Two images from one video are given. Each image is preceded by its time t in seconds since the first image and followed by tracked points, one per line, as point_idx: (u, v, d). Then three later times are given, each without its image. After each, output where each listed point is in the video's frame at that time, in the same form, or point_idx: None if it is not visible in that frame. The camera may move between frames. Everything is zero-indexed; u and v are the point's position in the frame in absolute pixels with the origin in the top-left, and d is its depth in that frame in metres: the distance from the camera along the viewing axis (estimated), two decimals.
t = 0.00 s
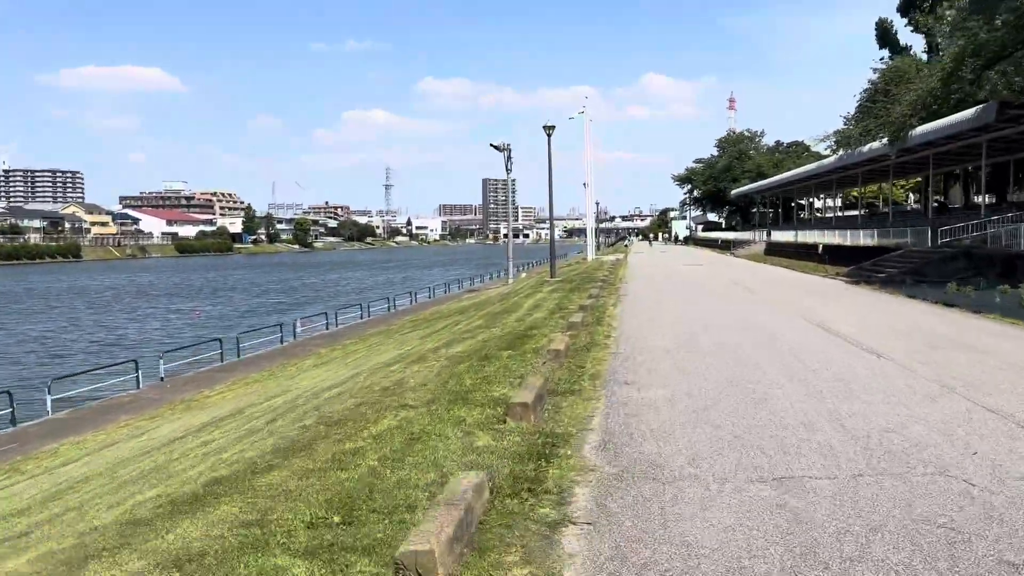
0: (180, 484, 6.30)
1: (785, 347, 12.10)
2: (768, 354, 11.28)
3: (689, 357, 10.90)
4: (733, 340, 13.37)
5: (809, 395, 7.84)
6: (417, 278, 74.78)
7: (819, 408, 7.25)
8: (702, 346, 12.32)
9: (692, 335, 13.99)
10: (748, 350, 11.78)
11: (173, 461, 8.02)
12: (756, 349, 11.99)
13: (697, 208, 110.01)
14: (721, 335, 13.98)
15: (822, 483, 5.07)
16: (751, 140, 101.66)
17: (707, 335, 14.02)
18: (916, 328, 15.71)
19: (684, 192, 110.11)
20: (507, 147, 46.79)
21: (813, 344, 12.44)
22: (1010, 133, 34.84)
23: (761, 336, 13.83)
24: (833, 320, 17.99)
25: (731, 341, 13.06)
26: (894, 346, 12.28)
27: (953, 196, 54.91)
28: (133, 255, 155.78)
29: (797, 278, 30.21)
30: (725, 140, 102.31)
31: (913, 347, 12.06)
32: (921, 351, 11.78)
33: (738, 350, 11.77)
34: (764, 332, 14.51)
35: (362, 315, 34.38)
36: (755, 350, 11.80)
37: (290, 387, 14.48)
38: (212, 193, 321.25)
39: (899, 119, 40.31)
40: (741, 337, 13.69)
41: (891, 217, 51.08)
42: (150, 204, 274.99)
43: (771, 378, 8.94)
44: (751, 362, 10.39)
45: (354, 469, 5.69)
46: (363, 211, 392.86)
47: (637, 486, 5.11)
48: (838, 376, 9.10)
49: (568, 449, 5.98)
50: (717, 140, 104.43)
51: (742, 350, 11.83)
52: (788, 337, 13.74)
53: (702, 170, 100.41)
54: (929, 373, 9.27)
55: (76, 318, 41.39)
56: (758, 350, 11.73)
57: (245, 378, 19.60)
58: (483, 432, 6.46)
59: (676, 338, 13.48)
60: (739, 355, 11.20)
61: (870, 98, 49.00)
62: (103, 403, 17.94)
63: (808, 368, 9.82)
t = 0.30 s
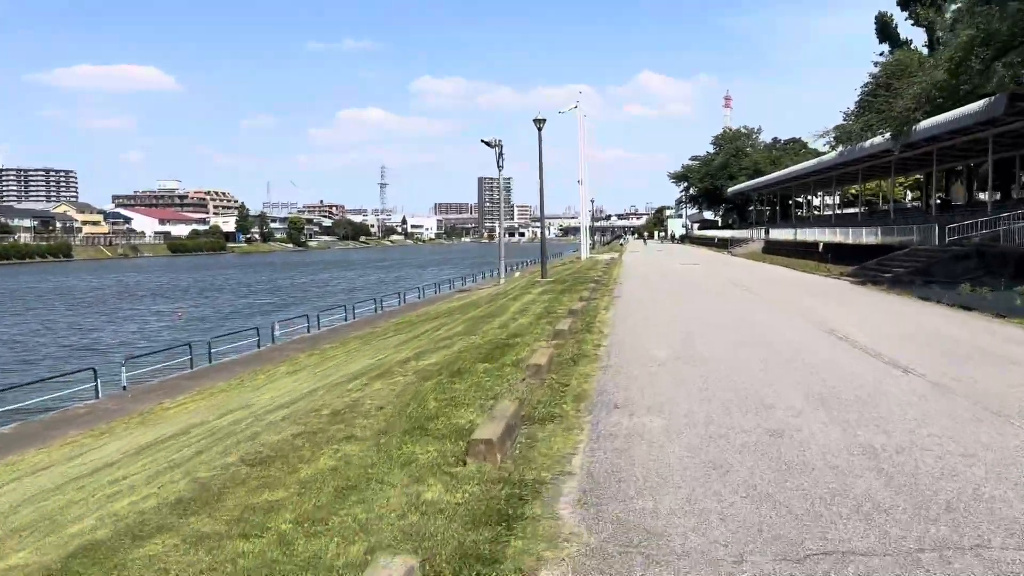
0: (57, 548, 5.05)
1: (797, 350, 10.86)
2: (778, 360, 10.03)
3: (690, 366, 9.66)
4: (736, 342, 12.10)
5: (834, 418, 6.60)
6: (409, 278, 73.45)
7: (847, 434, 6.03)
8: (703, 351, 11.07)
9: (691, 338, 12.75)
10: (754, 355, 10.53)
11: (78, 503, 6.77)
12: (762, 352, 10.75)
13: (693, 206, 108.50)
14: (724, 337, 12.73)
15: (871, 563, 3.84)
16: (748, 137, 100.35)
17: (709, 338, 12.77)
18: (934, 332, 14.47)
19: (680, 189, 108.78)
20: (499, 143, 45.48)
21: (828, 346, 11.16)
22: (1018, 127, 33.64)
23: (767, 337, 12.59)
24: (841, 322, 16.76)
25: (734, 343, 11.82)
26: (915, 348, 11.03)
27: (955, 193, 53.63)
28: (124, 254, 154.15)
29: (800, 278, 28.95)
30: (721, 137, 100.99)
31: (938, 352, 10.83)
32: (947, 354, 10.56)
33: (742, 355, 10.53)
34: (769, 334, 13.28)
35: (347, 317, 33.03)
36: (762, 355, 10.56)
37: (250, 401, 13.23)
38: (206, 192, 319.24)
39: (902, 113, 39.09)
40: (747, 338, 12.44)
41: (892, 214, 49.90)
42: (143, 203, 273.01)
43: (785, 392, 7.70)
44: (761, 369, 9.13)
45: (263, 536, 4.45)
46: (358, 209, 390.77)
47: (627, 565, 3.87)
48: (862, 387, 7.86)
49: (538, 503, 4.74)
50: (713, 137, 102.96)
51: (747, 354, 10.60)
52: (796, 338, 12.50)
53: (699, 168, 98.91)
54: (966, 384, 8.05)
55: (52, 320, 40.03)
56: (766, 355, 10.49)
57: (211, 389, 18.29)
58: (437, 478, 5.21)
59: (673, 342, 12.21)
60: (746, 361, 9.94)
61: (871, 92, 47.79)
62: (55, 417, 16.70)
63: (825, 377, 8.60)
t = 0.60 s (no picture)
0: None
1: (807, 359, 9.59)
2: (787, 371, 8.75)
3: (688, 380, 8.38)
4: (738, 346, 10.82)
5: (866, 461, 5.30)
6: (400, 275, 72.03)
7: (886, 489, 4.74)
8: (701, 359, 9.80)
9: (689, 341, 11.46)
10: (760, 365, 9.26)
11: None
12: (768, 361, 9.47)
13: (690, 202, 107.07)
14: (724, 342, 11.44)
15: None
16: (745, 132, 98.96)
17: (708, 342, 11.49)
18: (955, 338, 13.20)
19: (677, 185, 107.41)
20: (489, 137, 44.04)
21: (841, 353, 9.89)
22: None
23: (772, 341, 11.31)
24: (850, 324, 15.49)
25: (737, 349, 10.55)
26: (942, 357, 9.75)
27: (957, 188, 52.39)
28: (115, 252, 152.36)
29: (804, 276, 27.62)
30: (718, 132, 99.59)
31: (968, 363, 9.52)
32: (979, 364, 9.28)
33: (746, 365, 9.26)
34: (774, 337, 12.00)
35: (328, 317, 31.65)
36: (769, 364, 9.29)
37: (198, 418, 11.94)
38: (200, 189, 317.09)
39: (905, 105, 37.87)
40: (750, 343, 11.16)
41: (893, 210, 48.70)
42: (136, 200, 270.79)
43: (802, 420, 6.43)
44: (769, 386, 7.85)
45: None
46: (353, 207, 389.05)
47: None
48: (894, 414, 6.57)
49: None
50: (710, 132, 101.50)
51: (751, 364, 9.33)
52: (805, 343, 11.21)
53: (695, 163, 97.41)
54: (1014, 407, 6.78)
55: (26, 321, 38.59)
56: (773, 365, 9.22)
57: (170, 400, 16.95)
58: (349, 561, 3.91)
59: (668, 346, 10.93)
60: (752, 373, 8.67)
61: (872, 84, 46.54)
62: None
63: (846, 397, 7.32)
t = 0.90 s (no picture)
0: None
1: (821, 371, 8.35)
2: (799, 388, 7.52)
3: (684, 400, 7.13)
4: (741, 355, 9.58)
5: (922, 539, 4.03)
6: (389, 271, 70.67)
7: None
8: (699, 371, 8.55)
9: (684, 348, 10.23)
10: (767, 379, 8.03)
11: None
12: (776, 375, 8.25)
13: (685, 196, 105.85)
14: (724, 348, 10.20)
15: None
16: (740, 126, 97.66)
17: (705, 348, 10.25)
18: (977, 344, 11.99)
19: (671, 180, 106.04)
20: (479, 129, 42.71)
21: (858, 364, 8.67)
22: None
23: (777, 348, 10.07)
24: (858, 327, 14.29)
25: (738, 358, 9.32)
26: (973, 369, 8.54)
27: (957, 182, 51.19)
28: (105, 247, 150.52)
29: (805, 274, 26.35)
30: (713, 126, 98.27)
31: (1009, 376, 8.23)
32: (1018, 378, 8.07)
33: (751, 379, 8.03)
34: (779, 343, 10.78)
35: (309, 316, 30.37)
36: (777, 378, 8.07)
37: (133, 436, 10.65)
38: (192, 184, 314.80)
39: (908, 96, 36.63)
40: (753, 350, 9.93)
41: (893, 205, 47.50)
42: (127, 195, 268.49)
43: (825, 464, 5.19)
44: (781, 410, 6.61)
45: None
46: (347, 201, 387.32)
47: None
48: (938, 454, 5.33)
49: None
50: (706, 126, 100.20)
51: (757, 377, 8.11)
52: (814, 350, 9.99)
53: (690, 157, 96.13)
54: None
55: None
56: (782, 379, 8.00)
57: (123, 409, 15.68)
58: None
59: (661, 354, 9.70)
60: (757, 390, 7.44)
61: (873, 75, 45.31)
62: None
63: (875, 427, 6.07)
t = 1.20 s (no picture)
0: None
1: (844, 390, 7.03)
2: (824, 416, 6.17)
3: (682, 431, 5.79)
4: (744, 366, 8.24)
5: None
6: (379, 264, 69.28)
7: None
8: (700, 388, 7.20)
9: (680, 357, 8.89)
10: (781, 401, 6.70)
11: None
12: (790, 395, 6.93)
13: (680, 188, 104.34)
14: (726, 357, 8.86)
15: None
16: (736, 117, 96.22)
17: (707, 357, 8.88)
18: (1007, 348, 10.74)
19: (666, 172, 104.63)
20: (467, 117, 41.20)
21: (887, 380, 7.35)
22: None
23: (788, 357, 8.75)
24: (871, 327, 13.00)
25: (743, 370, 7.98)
26: (1021, 382, 7.30)
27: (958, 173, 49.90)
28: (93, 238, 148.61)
29: (806, 268, 25.02)
30: (709, 117, 96.82)
31: None
32: None
33: (763, 400, 6.70)
34: (788, 348, 9.45)
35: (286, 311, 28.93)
36: (792, 399, 6.75)
37: (49, 458, 9.29)
38: (183, 174, 312.26)
39: (912, 84, 35.27)
40: (759, 359, 8.60)
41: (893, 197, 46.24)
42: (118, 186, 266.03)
43: (872, 539, 3.86)
44: (803, 448, 5.30)
45: None
46: (340, 193, 384.74)
47: None
48: (1017, 522, 4.03)
49: None
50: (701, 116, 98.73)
51: (770, 398, 6.77)
52: (831, 357, 8.66)
53: (685, 149, 94.56)
54: None
55: None
56: (800, 401, 6.68)
57: (65, 417, 14.33)
58: None
59: (653, 366, 8.34)
60: (773, 418, 6.11)
61: (874, 63, 43.94)
62: None
63: (927, 476, 4.76)
